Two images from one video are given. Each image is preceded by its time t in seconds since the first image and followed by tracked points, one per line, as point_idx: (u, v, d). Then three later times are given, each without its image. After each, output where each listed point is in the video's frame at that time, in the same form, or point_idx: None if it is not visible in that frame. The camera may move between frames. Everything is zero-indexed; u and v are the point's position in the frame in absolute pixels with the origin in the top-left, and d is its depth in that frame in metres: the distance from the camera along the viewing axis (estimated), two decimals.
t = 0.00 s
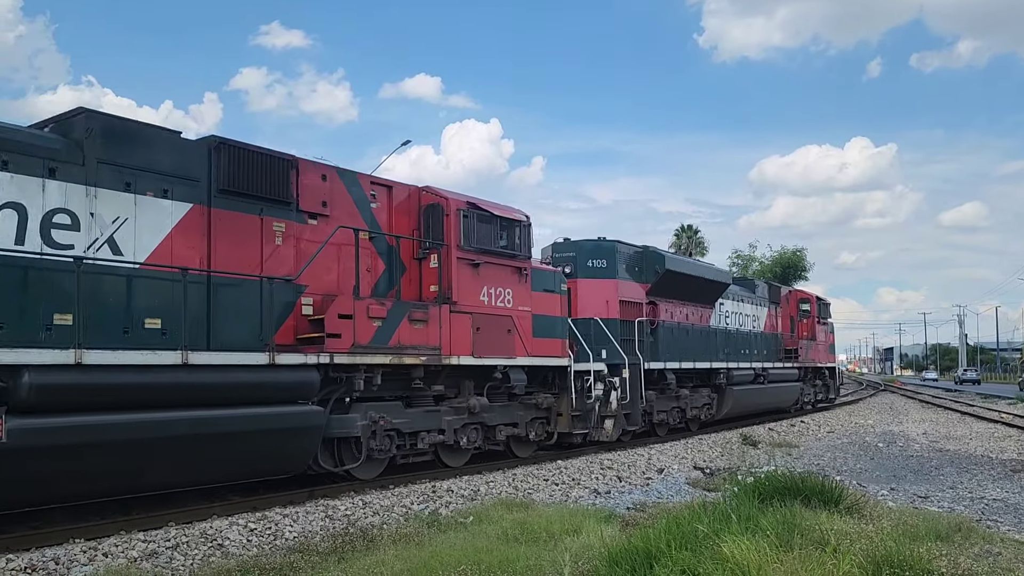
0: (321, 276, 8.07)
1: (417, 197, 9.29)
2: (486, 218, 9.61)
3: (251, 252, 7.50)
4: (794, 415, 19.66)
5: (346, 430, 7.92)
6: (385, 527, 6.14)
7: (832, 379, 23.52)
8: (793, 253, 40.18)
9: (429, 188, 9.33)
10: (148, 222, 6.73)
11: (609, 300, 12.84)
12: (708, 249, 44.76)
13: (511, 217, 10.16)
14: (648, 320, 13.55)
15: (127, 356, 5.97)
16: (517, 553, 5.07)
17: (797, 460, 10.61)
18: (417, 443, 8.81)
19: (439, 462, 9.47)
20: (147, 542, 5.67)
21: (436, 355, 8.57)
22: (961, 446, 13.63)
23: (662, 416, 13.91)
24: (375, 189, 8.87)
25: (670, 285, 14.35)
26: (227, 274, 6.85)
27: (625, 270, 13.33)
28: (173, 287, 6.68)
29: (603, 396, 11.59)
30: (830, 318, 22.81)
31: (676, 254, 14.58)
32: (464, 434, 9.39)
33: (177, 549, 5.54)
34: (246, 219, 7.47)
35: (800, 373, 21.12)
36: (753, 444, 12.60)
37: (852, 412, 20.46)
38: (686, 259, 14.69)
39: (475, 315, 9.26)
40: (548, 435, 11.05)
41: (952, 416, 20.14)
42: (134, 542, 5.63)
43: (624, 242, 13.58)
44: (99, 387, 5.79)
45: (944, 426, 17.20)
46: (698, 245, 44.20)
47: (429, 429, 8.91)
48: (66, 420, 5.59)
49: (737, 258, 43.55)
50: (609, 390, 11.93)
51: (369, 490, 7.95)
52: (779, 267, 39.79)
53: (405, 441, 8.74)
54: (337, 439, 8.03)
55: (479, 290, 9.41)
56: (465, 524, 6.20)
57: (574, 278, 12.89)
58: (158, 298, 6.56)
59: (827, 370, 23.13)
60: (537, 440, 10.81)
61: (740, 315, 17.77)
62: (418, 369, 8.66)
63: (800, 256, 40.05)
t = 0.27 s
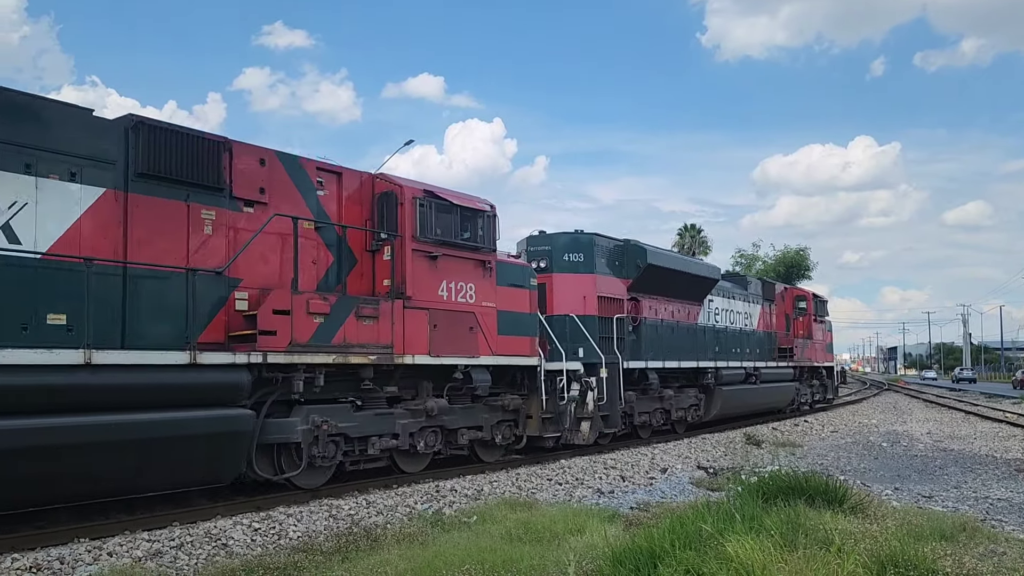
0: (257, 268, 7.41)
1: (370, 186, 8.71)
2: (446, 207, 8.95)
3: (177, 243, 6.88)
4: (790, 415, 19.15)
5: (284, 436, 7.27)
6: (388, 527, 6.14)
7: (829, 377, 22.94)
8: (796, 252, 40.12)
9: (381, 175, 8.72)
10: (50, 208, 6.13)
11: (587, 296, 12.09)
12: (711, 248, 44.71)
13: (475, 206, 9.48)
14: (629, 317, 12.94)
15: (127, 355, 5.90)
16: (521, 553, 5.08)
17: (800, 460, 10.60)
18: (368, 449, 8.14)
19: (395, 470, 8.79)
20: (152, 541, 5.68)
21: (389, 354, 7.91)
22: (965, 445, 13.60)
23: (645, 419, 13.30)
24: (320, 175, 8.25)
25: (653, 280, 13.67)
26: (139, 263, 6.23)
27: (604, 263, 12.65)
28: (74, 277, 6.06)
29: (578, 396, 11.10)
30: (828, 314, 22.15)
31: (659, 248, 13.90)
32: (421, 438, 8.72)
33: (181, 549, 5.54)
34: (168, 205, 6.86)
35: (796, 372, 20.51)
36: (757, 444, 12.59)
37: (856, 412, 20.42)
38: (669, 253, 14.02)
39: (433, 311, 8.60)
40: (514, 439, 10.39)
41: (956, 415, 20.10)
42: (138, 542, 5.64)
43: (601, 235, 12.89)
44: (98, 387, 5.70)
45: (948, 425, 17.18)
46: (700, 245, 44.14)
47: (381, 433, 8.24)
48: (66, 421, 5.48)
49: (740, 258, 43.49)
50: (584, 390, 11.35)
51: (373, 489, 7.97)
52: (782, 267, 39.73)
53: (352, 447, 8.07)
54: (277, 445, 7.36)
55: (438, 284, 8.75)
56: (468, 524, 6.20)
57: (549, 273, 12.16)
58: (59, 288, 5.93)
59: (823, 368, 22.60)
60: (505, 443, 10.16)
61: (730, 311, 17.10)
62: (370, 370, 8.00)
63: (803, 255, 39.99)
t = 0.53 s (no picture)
0: (183, 261, 6.84)
1: (316, 172, 8.15)
2: (398, 195, 8.42)
3: (89, 233, 6.31)
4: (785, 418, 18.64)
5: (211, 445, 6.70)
6: (392, 527, 6.15)
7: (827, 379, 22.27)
8: (800, 252, 40.07)
9: (325, 161, 8.18)
10: None
11: (560, 293, 11.66)
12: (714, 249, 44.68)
13: (430, 194, 8.93)
14: (608, 315, 12.47)
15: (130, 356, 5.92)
16: (525, 553, 5.09)
17: (805, 460, 10.59)
18: (310, 457, 7.58)
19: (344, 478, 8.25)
20: (157, 541, 5.70)
21: (331, 353, 7.35)
22: (970, 446, 13.58)
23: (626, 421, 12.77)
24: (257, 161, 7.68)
25: (634, 276, 13.11)
26: (44, 254, 5.69)
27: (581, 258, 12.20)
28: None
29: (551, 399, 10.60)
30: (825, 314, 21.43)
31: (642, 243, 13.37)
32: (371, 444, 8.18)
33: (186, 549, 5.56)
34: (79, 190, 6.29)
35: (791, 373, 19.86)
36: (761, 444, 12.59)
37: (860, 412, 20.40)
38: (652, 247, 13.46)
39: (384, 308, 8.11)
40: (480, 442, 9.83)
41: (960, 416, 20.07)
42: (144, 542, 5.66)
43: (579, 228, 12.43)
44: (93, 387, 5.65)
45: (952, 426, 17.16)
46: (704, 245, 44.10)
47: (324, 440, 7.67)
48: (65, 422, 5.47)
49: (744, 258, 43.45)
50: (557, 393, 10.84)
51: (377, 490, 8.00)
52: (785, 267, 39.69)
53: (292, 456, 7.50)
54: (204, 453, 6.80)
55: (389, 279, 8.25)
56: (472, 524, 6.20)
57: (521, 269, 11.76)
58: None
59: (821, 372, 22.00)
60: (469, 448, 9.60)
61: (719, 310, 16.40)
62: (310, 371, 7.43)
63: (806, 256, 39.94)
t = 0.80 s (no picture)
0: (95, 253, 6.24)
1: (253, 157, 7.61)
2: (342, 182, 7.83)
3: None
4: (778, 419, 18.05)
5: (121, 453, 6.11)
6: (395, 528, 6.15)
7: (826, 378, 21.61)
8: (803, 253, 40.02)
9: (263, 145, 7.59)
10: None
11: (531, 290, 11.06)
12: (717, 249, 44.64)
13: (380, 182, 8.31)
14: (583, 313, 11.88)
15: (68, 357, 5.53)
16: (528, 554, 5.10)
17: (808, 461, 10.58)
18: (240, 466, 7.01)
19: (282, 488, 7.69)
20: (161, 543, 5.70)
21: (261, 354, 6.79)
22: (974, 446, 13.55)
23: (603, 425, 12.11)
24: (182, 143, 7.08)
25: (611, 272, 12.46)
26: None
27: (553, 253, 11.59)
28: None
29: (517, 402, 10.13)
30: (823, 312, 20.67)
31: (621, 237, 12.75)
32: (311, 452, 7.61)
33: (190, 550, 5.56)
34: None
35: (786, 373, 19.15)
36: (764, 445, 12.59)
37: (864, 412, 20.39)
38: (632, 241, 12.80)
39: (326, 304, 7.54)
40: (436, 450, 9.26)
41: (964, 416, 20.04)
42: (148, 543, 5.66)
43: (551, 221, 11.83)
44: None
45: (956, 426, 17.14)
46: (707, 245, 44.07)
47: (256, 448, 7.12)
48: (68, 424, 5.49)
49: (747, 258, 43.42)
50: (525, 395, 10.29)
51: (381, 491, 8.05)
52: (789, 267, 39.65)
53: (218, 465, 6.94)
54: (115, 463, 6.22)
55: (332, 273, 7.68)
56: (475, 525, 6.20)
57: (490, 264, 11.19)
58: None
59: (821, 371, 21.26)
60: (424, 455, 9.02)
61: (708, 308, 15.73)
62: (238, 373, 6.88)
63: (809, 256, 39.90)
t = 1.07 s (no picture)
0: None
1: (175, 141, 6.94)
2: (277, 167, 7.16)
3: None
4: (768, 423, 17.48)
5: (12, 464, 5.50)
6: (398, 529, 6.15)
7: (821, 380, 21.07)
8: (806, 253, 39.98)
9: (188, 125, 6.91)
10: None
11: (495, 286, 10.35)
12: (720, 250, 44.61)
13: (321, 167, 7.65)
14: (554, 311, 11.19)
15: (50, 356, 5.47)
16: (531, 555, 5.12)
17: (811, 462, 10.58)
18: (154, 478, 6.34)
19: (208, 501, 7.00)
20: (163, 544, 5.71)
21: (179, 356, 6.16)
22: (977, 447, 13.54)
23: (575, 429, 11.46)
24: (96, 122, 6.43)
25: (583, 268, 11.76)
26: None
27: (521, 248, 10.88)
28: None
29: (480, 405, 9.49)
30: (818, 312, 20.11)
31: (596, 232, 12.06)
32: (240, 461, 6.93)
33: (192, 551, 5.56)
34: None
35: (777, 374, 18.59)
36: (767, 445, 12.60)
37: (867, 413, 20.38)
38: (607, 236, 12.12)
39: (255, 300, 6.86)
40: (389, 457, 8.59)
41: (968, 417, 20.01)
42: (150, 544, 5.67)
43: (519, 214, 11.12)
44: None
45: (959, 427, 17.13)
46: (709, 246, 44.05)
47: (173, 457, 6.45)
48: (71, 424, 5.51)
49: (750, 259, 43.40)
50: (488, 398, 9.67)
51: (383, 492, 8.09)
52: (791, 267, 39.63)
53: (130, 475, 6.29)
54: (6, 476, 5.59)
55: (263, 267, 6.99)
56: (478, 526, 6.21)
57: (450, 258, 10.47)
58: None
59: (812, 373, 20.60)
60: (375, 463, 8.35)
61: (693, 307, 15.09)
62: (154, 376, 6.27)
63: (812, 256, 39.86)
